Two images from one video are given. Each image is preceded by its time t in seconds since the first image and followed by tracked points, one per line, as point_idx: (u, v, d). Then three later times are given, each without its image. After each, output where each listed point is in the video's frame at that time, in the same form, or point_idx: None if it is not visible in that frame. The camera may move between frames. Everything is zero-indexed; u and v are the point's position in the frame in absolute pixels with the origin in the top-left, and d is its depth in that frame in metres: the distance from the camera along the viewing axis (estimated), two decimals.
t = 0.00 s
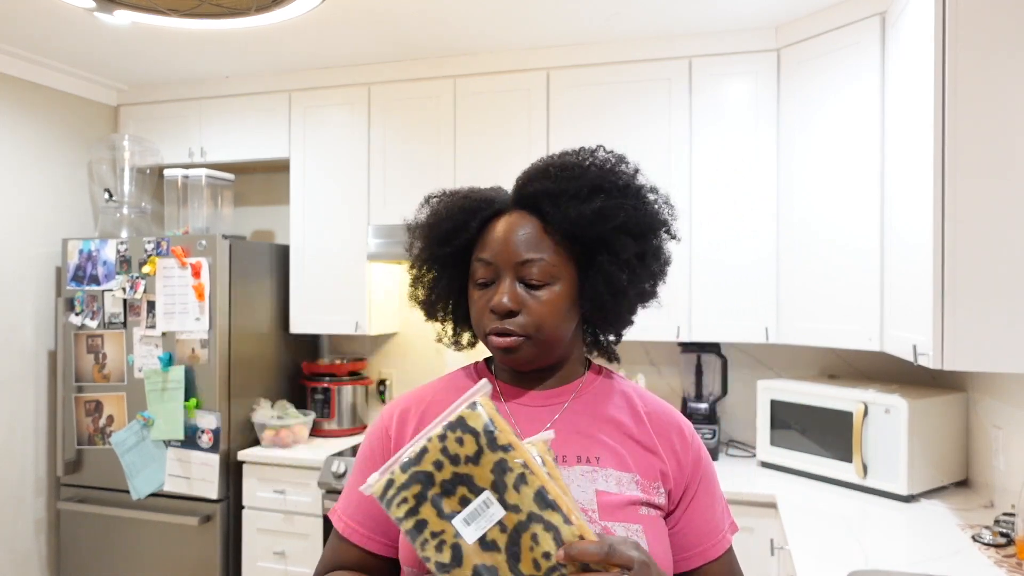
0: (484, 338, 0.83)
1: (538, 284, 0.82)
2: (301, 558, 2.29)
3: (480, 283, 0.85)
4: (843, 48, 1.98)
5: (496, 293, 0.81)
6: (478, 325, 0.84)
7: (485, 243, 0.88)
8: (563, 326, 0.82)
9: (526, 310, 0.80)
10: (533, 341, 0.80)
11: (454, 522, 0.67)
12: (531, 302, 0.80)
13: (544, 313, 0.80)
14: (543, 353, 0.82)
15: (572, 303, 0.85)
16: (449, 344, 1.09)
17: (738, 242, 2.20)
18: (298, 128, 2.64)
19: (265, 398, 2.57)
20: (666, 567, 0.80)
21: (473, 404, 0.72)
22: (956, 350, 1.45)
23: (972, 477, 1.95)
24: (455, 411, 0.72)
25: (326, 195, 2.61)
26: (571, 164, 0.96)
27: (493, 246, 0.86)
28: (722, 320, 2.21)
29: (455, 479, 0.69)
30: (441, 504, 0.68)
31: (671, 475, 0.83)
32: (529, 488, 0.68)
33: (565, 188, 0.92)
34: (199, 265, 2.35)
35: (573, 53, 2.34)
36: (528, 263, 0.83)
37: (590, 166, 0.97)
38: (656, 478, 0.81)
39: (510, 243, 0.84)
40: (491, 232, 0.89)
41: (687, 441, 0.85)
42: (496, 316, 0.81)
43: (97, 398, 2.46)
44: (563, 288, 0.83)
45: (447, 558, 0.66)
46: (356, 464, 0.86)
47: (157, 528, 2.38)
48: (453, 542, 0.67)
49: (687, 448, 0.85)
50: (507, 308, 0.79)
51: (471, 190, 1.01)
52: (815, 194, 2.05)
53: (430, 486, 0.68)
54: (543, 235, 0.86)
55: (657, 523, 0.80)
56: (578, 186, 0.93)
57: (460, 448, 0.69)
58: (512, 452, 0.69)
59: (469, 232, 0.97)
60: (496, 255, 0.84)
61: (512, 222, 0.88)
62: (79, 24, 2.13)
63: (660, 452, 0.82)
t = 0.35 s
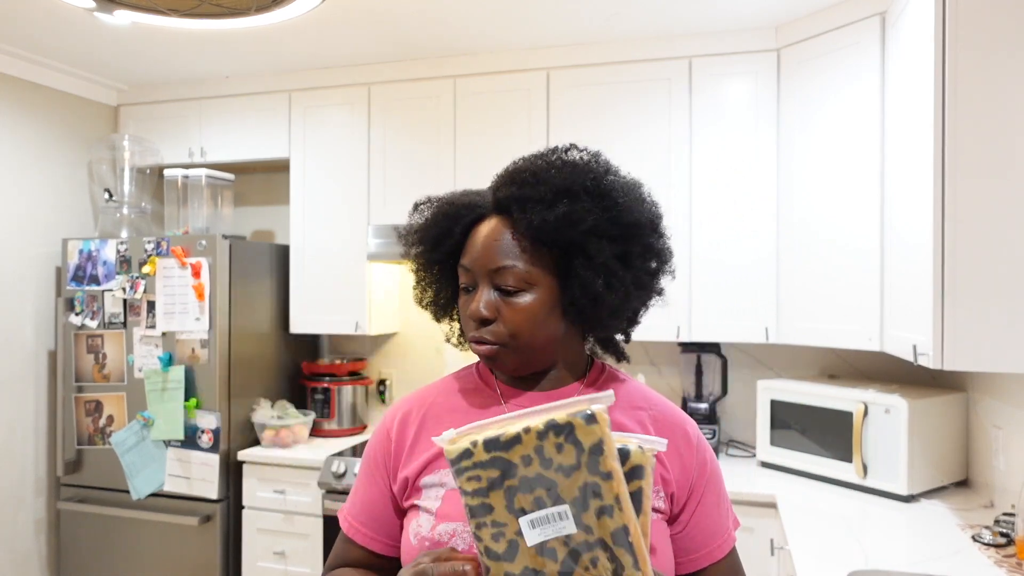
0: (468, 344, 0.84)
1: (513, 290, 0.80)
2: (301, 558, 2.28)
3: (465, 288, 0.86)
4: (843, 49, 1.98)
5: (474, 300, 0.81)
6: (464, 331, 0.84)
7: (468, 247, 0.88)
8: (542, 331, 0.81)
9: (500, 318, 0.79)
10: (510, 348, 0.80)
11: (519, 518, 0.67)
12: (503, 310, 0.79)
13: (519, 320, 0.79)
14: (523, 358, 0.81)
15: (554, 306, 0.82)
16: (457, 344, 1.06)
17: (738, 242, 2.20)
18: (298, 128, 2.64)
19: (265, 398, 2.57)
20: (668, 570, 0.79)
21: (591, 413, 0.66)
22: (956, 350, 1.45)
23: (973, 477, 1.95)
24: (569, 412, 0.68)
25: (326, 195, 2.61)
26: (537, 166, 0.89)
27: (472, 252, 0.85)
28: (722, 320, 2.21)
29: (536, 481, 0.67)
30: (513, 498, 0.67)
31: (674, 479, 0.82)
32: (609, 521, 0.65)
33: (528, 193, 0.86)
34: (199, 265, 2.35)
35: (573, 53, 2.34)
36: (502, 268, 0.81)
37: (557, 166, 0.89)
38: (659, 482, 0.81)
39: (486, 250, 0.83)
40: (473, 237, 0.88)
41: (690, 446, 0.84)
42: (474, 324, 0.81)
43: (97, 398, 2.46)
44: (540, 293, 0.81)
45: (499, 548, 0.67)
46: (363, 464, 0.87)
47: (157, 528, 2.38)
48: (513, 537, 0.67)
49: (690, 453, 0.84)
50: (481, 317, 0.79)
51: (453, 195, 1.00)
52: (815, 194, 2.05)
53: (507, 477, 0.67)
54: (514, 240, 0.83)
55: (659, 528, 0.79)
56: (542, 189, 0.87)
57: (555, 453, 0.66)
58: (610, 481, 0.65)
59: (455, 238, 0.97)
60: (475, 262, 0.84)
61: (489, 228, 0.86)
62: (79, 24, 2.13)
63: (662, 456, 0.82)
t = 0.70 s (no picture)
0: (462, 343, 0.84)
1: (503, 289, 0.80)
2: (301, 558, 2.28)
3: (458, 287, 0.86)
4: (843, 48, 1.98)
5: (465, 298, 0.82)
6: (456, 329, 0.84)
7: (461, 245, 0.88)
8: (533, 329, 0.81)
9: (491, 316, 0.79)
10: (502, 347, 0.80)
11: (512, 539, 0.65)
12: (493, 308, 0.79)
13: (510, 318, 0.79)
14: (515, 356, 0.81)
15: (545, 303, 0.82)
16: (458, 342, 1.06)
17: (738, 242, 2.20)
18: (298, 128, 2.64)
19: (265, 397, 2.57)
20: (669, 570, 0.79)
21: (597, 450, 0.63)
22: (956, 350, 1.45)
23: (973, 477, 1.95)
24: (576, 441, 0.65)
25: (326, 195, 2.61)
26: (527, 164, 0.89)
27: (464, 250, 0.85)
28: (722, 320, 2.21)
29: (533, 505, 0.64)
30: (507, 518, 0.65)
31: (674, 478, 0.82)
32: (603, 553, 0.63)
33: (515, 190, 0.86)
34: (199, 265, 2.35)
35: (573, 53, 2.34)
36: (493, 266, 0.81)
37: (546, 164, 0.89)
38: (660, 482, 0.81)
39: (477, 247, 0.83)
40: (465, 236, 0.89)
41: (691, 446, 0.84)
42: (465, 323, 0.81)
43: (97, 398, 2.46)
44: (531, 291, 0.81)
45: (491, 561, 0.65)
46: (363, 469, 0.87)
47: (157, 527, 2.38)
48: (504, 554, 0.65)
49: (691, 451, 0.84)
50: (471, 315, 0.80)
51: (449, 194, 1.01)
52: (815, 194, 2.05)
53: (504, 498, 0.65)
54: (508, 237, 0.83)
55: (661, 528, 0.79)
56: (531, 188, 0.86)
57: (554, 482, 0.64)
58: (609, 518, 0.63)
59: (450, 237, 0.98)
60: (466, 260, 0.84)
61: (480, 225, 0.86)
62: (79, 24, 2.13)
63: (663, 456, 0.82)
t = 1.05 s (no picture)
0: (485, 340, 0.82)
1: (542, 284, 0.81)
2: (301, 558, 2.28)
3: (481, 281, 0.84)
4: (843, 49, 1.98)
5: (499, 291, 0.81)
6: (479, 325, 0.82)
7: (485, 238, 0.87)
8: (566, 326, 0.82)
9: (529, 310, 0.79)
10: (538, 342, 0.80)
11: None
12: (534, 302, 0.79)
13: (550, 312, 0.80)
14: (546, 354, 0.81)
15: (573, 301, 0.84)
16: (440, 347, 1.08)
17: (738, 242, 2.20)
18: (298, 128, 2.64)
19: (265, 397, 2.57)
20: (674, 565, 0.79)
21: (528, 486, 0.64)
22: (956, 350, 1.45)
23: (972, 477, 1.95)
24: (503, 489, 0.65)
25: (326, 195, 2.61)
26: (576, 158, 0.93)
27: (494, 244, 0.84)
28: (722, 320, 2.21)
29: (494, 566, 0.63)
30: None
31: (674, 474, 0.82)
32: None
33: (568, 182, 0.90)
34: (199, 265, 2.35)
35: (573, 53, 2.34)
36: (531, 261, 0.82)
37: (594, 160, 0.94)
38: (661, 478, 0.81)
39: (511, 241, 0.83)
40: (490, 230, 0.88)
41: (690, 441, 0.84)
42: (500, 317, 0.80)
43: (97, 398, 2.46)
44: (566, 286, 0.83)
45: None
46: (359, 472, 0.86)
47: (157, 527, 2.38)
48: None
49: (690, 446, 0.84)
50: (510, 308, 0.79)
51: (467, 188, 0.98)
52: (815, 193, 2.05)
53: None
54: (549, 233, 0.85)
55: (664, 525, 0.79)
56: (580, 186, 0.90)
57: (505, 536, 0.63)
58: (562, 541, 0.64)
59: (466, 230, 0.95)
60: (499, 254, 0.83)
61: (514, 219, 0.86)
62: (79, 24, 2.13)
63: (664, 453, 0.82)
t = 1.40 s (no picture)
0: (494, 318, 0.80)
1: (556, 261, 0.81)
2: (301, 558, 2.29)
3: (492, 260, 0.83)
4: (843, 48, 1.98)
5: (513, 268, 0.80)
6: (488, 304, 0.80)
7: (498, 220, 0.87)
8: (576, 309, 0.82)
9: (545, 285, 0.79)
10: (550, 319, 0.79)
11: None
12: (549, 277, 0.79)
13: (564, 289, 0.80)
14: (557, 333, 0.80)
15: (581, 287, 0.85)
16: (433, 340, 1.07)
17: (738, 242, 2.20)
18: (298, 128, 2.64)
19: (265, 397, 2.57)
20: (675, 569, 0.79)
21: (575, 493, 0.65)
22: (956, 350, 1.45)
23: (972, 477, 1.95)
24: (549, 490, 0.66)
25: (326, 195, 2.61)
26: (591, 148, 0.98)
27: (508, 224, 0.85)
28: (722, 320, 2.21)
29: (527, 565, 0.65)
30: None
31: (675, 475, 0.82)
32: None
33: (585, 168, 0.95)
34: (199, 265, 2.35)
35: (573, 53, 2.34)
36: (546, 239, 0.83)
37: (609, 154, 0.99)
38: (662, 481, 0.81)
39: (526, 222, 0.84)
40: (504, 212, 0.88)
41: (690, 441, 0.84)
42: (514, 291, 0.78)
43: (97, 398, 2.46)
44: (578, 268, 0.83)
45: None
46: (354, 478, 0.85)
47: (157, 527, 2.38)
48: None
49: (689, 447, 0.84)
50: (526, 283, 0.78)
51: (482, 174, 0.98)
52: (815, 193, 2.06)
53: (496, 569, 0.64)
54: (561, 216, 0.88)
55: (665, 528, 0.79)
56: (596, 171, 0.95)
57: (543, 540, 0.65)
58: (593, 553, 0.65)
59: (476, 213, 0.94)
60: (514, 233, 0.83)
61: (528, 203, 0.88)
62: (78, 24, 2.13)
63: (664, 454, 0.82)
